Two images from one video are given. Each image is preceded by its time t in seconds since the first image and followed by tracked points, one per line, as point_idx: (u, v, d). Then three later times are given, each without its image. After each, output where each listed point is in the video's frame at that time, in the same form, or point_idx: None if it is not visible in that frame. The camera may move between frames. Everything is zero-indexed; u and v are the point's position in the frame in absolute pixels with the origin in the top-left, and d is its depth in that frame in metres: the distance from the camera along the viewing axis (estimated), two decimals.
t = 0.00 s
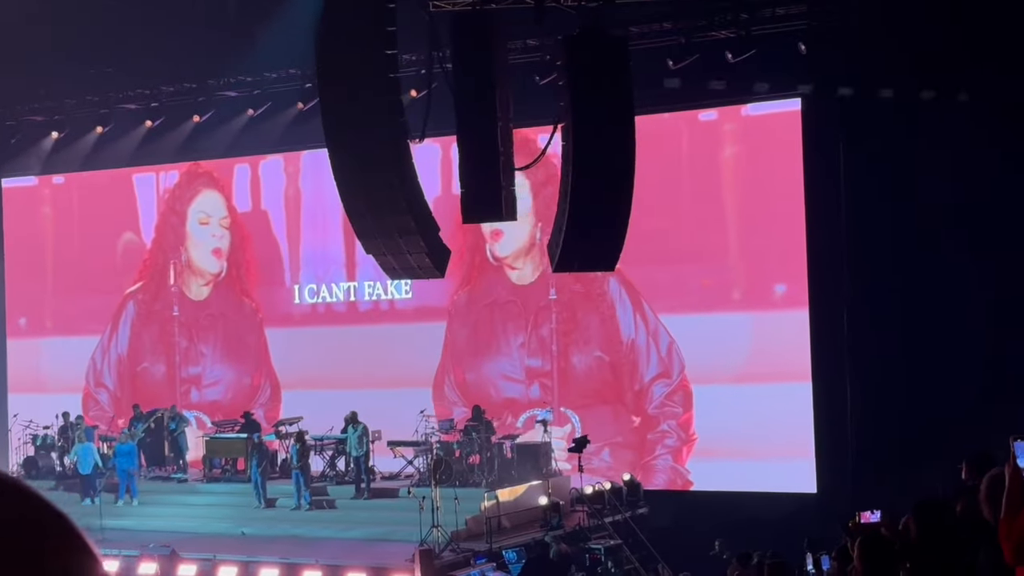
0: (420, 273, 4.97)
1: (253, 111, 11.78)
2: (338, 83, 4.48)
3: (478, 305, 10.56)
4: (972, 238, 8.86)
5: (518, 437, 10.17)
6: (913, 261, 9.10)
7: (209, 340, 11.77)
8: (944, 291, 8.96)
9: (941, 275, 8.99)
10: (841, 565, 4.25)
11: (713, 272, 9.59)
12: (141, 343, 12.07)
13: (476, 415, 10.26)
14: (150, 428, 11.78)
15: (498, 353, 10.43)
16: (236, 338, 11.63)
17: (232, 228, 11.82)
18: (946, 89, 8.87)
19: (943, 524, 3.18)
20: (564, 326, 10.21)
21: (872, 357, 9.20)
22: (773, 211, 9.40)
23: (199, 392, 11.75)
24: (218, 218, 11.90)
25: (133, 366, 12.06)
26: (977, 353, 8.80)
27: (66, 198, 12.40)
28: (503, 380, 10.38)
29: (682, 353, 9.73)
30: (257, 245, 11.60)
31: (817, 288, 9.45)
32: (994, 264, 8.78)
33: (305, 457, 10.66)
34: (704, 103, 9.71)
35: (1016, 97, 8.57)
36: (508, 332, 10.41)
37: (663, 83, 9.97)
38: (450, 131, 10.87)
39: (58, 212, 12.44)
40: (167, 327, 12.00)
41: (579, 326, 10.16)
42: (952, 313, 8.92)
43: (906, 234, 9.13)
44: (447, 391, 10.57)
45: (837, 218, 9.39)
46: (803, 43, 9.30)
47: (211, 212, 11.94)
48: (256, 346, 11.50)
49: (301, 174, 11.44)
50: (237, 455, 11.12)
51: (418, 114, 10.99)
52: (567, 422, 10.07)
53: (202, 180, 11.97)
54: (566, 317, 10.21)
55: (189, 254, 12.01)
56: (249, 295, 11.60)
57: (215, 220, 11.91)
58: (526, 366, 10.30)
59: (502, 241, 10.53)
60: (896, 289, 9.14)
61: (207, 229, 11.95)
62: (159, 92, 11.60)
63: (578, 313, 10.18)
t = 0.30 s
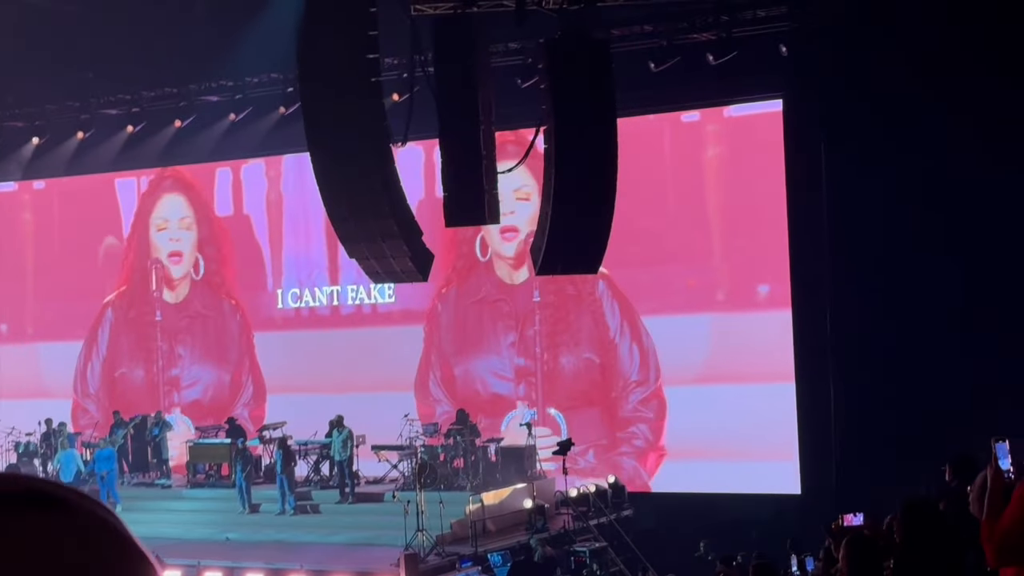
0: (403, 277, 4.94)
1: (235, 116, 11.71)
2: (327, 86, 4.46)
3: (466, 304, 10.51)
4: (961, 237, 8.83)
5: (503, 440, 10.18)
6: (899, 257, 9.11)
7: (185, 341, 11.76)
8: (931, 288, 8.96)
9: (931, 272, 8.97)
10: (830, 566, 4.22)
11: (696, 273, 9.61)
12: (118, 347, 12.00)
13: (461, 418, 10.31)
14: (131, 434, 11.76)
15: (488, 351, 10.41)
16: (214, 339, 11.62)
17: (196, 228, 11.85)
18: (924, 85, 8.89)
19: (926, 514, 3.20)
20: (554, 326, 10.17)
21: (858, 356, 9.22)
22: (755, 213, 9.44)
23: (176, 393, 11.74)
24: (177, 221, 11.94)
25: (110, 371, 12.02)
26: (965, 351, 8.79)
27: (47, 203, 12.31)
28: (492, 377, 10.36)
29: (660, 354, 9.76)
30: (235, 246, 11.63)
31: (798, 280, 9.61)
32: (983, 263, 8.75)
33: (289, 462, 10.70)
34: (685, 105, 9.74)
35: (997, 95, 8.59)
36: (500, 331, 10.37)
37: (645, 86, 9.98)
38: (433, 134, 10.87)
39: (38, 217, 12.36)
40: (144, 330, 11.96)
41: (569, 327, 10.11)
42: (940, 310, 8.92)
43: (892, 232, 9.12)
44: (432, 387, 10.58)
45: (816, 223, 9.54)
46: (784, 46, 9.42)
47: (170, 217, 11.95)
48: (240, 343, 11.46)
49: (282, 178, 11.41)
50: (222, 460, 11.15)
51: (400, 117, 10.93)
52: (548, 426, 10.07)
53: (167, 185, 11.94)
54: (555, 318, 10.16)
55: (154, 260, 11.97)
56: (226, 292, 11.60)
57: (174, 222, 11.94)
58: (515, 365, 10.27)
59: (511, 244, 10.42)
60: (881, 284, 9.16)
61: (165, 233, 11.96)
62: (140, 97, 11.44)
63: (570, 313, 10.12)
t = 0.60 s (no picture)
0: (392, 282, 4.96)
1: (221, 122, 11.65)
2: (310, 85, 4.45)
3: (466, 304, 10.46)
4: (957, 241, 8.82)
5: (491, 445, 10.16)
6: (891, 259, 9.11)
7: (164, 345, 11.77)
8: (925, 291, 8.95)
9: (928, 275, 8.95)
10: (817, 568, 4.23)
11: (686, 275, 9.63)
12: (97, 351, 12.01)
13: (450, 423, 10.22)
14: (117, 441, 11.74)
15: (490, 350, 10.34)
16: (192, 341, 11.64)
17: (168, 232, 11.86)
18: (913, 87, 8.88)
19: (906, 508, 3.25)
20: (556, 331, 10.13)
21: (850, 358, 9.22)
22: (745, 217, 9.46)
23: (156, 398, 11.75)
24: (146, 230, 11.96)
25: (90, 376, 12.03)
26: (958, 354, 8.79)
27: (31, 210, 12.30)
28: (494, 377, 10.28)
29: (645, 355, 9.78)
30: (210, 252, 11.64)
31: (786, 288, 9.60)
32: (979, 267, 8.73)
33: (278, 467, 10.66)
34: (671, 110, 9.77)
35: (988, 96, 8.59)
36: (501, 332, 10.30)
37: (631, 91, 9.99)
38: (421, 139, 10.87)
39: (23, 223, 12.35)
40: (123, 334, 11.96)
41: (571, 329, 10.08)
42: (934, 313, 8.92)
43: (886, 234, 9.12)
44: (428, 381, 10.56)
45: (807, 224, 9.52)
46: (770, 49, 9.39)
47: (138, 226, 11.96)
48: (222, 335, 11.49)
49: (267, 183, 11.41)
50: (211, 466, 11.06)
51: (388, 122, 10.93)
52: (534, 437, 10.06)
53: (134, 195, 12.00)
54: (557, 319, 10.14)
55: (127, 272, 12.00)
56: (204, 290, 11.63)
57: (142, 232, 11.95)
58: (516, 367, 10.21)
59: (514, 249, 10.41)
60: (875, 286, 9.16)
61: (134, 244, 11.97)
62: (127, 103, 11.38)
63: (573, 314, 10.09)
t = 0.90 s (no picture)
0: (381, 288, 4.88)
1: (210, 128, 11.62)
2: (294, 91, 4.42)
3: (464, 305, 10.49)
4: (953, 242, 8.81)
5: (482, 451, 10.13)
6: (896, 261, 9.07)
7: (150, 351, 11.81)
8: (930, 293, 8.90)
9: (921, 278, 8.95)
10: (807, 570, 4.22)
11: (681, 277, 9.64)
12: (78, 355, 12.04)
13: (440, 430, 10.18)
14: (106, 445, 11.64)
15: (486, 353, 10.38)
16: (177, 346, 11.67)
17: (151, 242, 11.90)
18: (914, 88, 8.83)
19: (890, 526, 3.18)
20: (554, 335, 10.17)
21: (841, 361, 9.24)
22: (739, 221, 9.49)
23: (141, 406, 11.77)
24: (129, 242, 12.00)
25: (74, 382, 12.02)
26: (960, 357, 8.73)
27: (16, 216, 12.32)
28: (490, 376, 10.32)
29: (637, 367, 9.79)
30: (191, 258, 11.64)
31: (777, 295, 9.55)
32: (978, 269, 8.70)
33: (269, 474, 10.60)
34: (662, 114, 9.79)
35: (989, 99, 8.57)
36: (500, 335, 10.34)
37: (621, 96, 9.99)
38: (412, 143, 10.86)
39: (8, 228, 12.35)
40: (107, 341, 11.97)
41: (569, 333, 10.09)
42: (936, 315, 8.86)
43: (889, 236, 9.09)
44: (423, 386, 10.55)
45: (796, 228, 9.54)
46: (760, 55, 9.46)
47: (120, 239, 12.00)
48: (203, 334, 11.53)
49: (252, 189, 11.38)
50: (199, 473, 11.04)
51: (377, 127, 10.95)
52: (530, 445, 10.10)
53: (117, 205, 11.99)
54: (556, 323, 10.16)
55: (110, 281, 12.01)
56: (185, 297, 11.64)
57: (125, 244, 11.99)
58: (513, 372, 10.24)
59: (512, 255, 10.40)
60: (869, 289, 9.17)
61: (117, 255, 12.01)
62: (116, 110, 11.23)
63: (571, 318, 10.10)
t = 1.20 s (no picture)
0: (371, 289, 4.82)
1: (200, 130, 11.51)
2: (284, 92, 4.31)
3: (456, 305, 10.47)
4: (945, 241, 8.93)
5: (472, 454, 10.22)
6: (906, 253, 9.04)
7: (136, 351, 11.75)
8: (941, 288, 8.90)
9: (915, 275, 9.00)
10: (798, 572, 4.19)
11: (673, 277, 9.63)
12: (66, 359, 12.01)
13: (429, 433, 10.26)
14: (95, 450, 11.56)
15: (478, 351, 10.35)
16: (164, 347, 11.63)
17: (138, 241, 11.89)
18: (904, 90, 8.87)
19: (879, 541, 3.08)
20: (547, 334, 10.16)
21: (835, 358, 9.20)
22: (731, 222, 9.48)
23: (128, 406, 11.75)
24: (116, 240, 11.99)
25: (62, 384, 12.01)
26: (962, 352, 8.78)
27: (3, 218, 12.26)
28: (479, 374, 10.31)
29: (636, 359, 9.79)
30: (179, 258, 11.65)
31: (766, 294, 9.51)
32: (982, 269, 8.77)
33: (259, 477, 10.58)
34: (652, 117, 9.79)
35: (990, 100, 8.71)
36: (494, 334, 10.31)
37: (611, 99, 9.98)
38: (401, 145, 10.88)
39: None
40: (93, 343, 11.93)
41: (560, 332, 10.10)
42: (946, 310, 8.88)
43: (897, 230, 9.07)
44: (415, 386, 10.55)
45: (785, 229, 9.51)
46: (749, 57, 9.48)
47: (107, 237, 12.01)
48: (191, 337, 11.50)
49: (239, 190, 11.40)
50: (189, 477, 11.08)
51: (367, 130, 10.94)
52: (522, 441, 10.09)
53: (104, 204, 12.00)
54: (548, 323, 10.17)
55: (96, 280, 12.00)
56: (173, 295, 11.63)
57: (112, 243, 11.99)
58: (505, 369, 10.23)
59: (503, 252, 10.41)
60: (860, 287, 9.18)
61: (104, 254, 12.00)
62: (104, 112, 11.08)
63: (562, 316, 10.11)
